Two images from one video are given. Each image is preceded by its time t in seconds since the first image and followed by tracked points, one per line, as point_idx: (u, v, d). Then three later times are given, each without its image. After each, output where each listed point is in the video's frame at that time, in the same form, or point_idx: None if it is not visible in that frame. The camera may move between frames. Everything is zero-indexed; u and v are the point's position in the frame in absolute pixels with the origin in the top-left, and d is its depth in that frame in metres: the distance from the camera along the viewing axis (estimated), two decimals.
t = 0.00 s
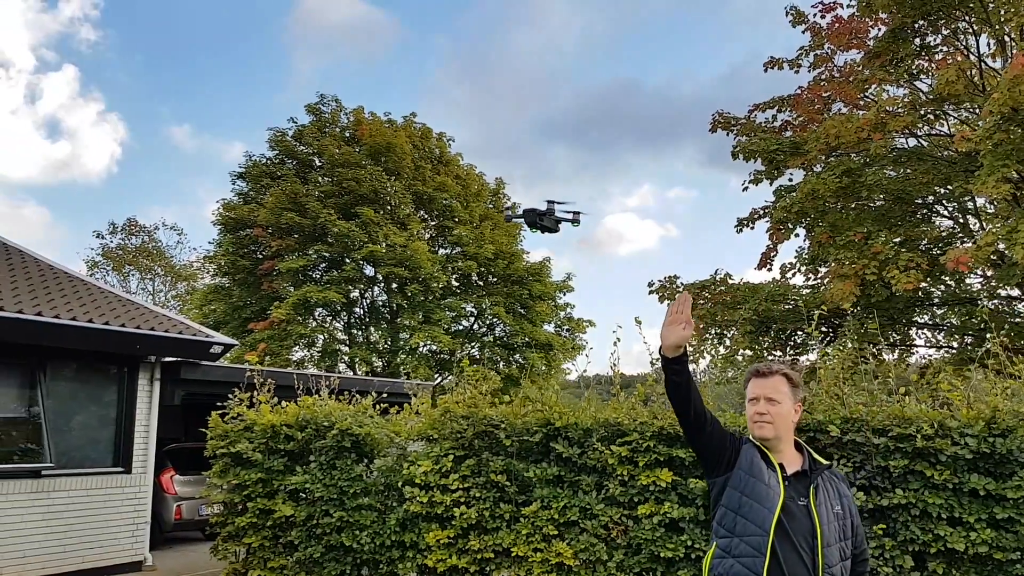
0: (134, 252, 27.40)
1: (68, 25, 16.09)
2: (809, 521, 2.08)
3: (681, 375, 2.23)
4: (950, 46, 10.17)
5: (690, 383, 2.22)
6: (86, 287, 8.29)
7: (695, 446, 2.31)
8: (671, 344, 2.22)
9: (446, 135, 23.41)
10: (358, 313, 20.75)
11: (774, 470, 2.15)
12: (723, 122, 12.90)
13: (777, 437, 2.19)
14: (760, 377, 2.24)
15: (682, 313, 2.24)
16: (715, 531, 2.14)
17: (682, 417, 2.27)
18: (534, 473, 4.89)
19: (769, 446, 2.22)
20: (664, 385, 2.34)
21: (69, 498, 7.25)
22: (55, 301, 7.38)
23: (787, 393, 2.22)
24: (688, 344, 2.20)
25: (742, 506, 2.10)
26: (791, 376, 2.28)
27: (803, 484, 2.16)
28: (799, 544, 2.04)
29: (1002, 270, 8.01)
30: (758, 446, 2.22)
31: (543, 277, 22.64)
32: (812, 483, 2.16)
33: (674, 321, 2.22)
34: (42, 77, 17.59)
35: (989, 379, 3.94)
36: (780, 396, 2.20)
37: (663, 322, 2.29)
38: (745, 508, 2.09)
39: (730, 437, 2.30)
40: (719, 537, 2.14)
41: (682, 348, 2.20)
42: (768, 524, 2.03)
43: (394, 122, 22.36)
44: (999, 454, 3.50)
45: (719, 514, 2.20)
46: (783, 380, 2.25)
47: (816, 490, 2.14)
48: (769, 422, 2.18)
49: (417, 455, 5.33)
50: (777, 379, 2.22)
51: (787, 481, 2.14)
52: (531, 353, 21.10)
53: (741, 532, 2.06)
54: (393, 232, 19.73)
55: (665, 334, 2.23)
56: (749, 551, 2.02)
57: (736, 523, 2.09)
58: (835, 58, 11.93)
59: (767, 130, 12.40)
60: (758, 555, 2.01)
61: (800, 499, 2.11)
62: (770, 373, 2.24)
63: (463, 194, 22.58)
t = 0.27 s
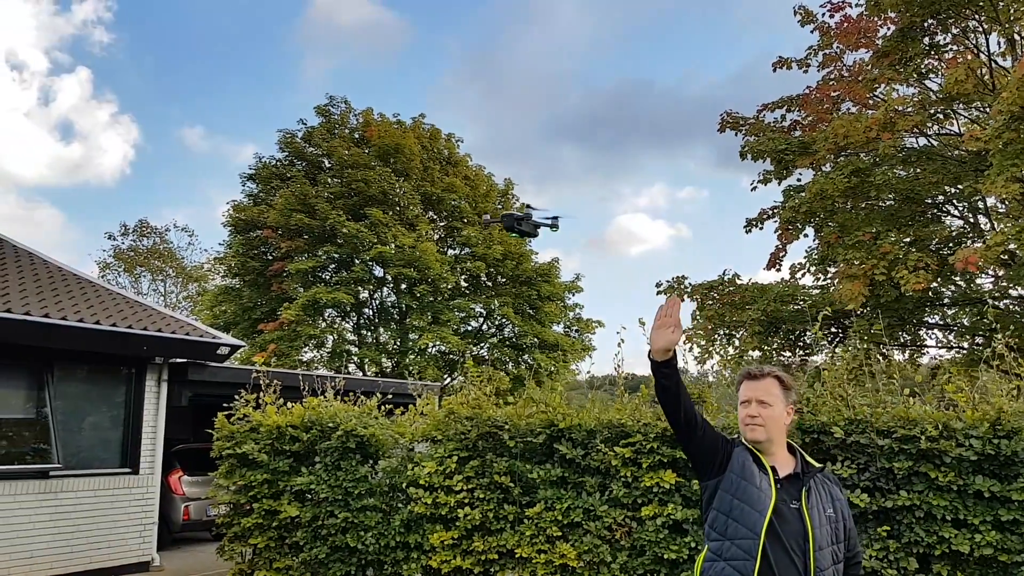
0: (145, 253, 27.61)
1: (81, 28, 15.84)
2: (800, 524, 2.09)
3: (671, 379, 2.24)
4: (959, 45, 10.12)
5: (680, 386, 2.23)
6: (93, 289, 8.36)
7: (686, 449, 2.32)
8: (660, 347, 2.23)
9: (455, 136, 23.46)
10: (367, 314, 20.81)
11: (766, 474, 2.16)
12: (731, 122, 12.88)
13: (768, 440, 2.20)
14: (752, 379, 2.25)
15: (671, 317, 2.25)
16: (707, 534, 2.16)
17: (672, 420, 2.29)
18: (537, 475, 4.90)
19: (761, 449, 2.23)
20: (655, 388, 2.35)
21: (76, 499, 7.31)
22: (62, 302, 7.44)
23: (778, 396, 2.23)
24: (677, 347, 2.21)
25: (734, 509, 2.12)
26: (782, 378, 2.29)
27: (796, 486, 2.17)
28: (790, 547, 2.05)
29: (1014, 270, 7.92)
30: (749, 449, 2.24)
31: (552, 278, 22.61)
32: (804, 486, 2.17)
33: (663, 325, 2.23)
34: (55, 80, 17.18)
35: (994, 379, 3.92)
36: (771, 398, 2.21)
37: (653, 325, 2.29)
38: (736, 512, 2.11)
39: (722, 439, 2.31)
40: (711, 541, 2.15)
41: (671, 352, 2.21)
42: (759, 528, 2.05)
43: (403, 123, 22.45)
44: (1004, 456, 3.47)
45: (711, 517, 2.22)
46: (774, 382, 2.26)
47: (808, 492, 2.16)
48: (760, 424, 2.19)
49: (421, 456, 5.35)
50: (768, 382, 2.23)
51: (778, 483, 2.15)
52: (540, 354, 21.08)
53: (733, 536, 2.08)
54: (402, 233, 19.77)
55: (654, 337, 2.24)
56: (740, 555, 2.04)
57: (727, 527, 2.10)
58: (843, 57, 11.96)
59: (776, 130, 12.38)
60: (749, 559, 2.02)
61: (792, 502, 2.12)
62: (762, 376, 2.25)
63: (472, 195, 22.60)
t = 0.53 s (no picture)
0: (159, 254, 27.87)
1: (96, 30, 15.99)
2: (793, 525, 2.10)
3: (661, 382, 2.24)
4: (971, 41, 10.03)
5: (670, 389, 2.23)
6: (102, 290, 8.44)
7: (679, 452, 2.33)
8: (649, 351, 2.22)
9: (465, 136, 23.50)
10: (378, 314, 20.89)
11: (759, 474, 2.16)
12: (742, 120, 12.90)
13: (761, 441, 2.20)
14: (744, 380, 2.24)
15: (658, 320, 2.24)
16: (700, 536, 2.17)
17: (663, 423, 2.29)
18: (543, 475, 4.90)
19: (754, 450, 2.23)
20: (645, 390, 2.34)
21: (86, 498, 7.38)
22: (71, 303, 7.51)
23: (772, 396, 2.22)
24: (665, 350, 2.21)
25: (726, 511, 2.12)
26: (775, 378, 2.28)
27: (788, 487, 2.18)
28: (783, 548, 2.05)
29: None
30: (742, 450, 2.24)
31: (563, 278, 22.58)
32: (797, 486, 2.17)
33: (650, 328, 2.22)
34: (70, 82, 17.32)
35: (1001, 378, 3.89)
36: (764, 399, 2.20)
37: (641, 327, 2.29)
38: (728, 513, 2.11)
39: (715, 440, 2.32)
40: (703, 542, 2.16)
41: (659, 355, 2.20)
42: (751, 530, 2.06)
43: (413, 123, 22.53)
44: (1011, 456, 3.44)
45: (704, 518, 2.23)
46: (767, 382, 2.25)
47: (801, 493, 2.16)
48: (753, 425, 2.19)
49: (427, 456, 5.36)
50: (761, 382, 2.22)
51: (771, 484, 2.15)
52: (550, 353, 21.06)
53: (725, 538, 2.08)
54: (412, 234, 19.81)
55: (642, 340, 2.23)
56: (733, 557, 2.05)
57: (720, 529, 2.11)
58: (854, 55, 11.83)
59: (786, 128, 12.36)
60: (742, 560, 2.03)
61: (785, 502, 2.13)
62: (755, 376, 2.24)
63: (482, 195, 22.62)
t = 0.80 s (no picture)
0: (177, 256, 28.21)
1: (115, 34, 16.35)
2: (793, 527, 2.08)
3: (659, 385, 2.24)
4: (989, 39, 9.91)
5: (668, 391, 2.23)
6: (118, 292, 8.56)
7: (679, 453, 2.32)
8: (646, 353, 2.22)
9: (480, 138, 23.56)
10: (394, 315, 20.99)
11: (759, 477, 2.15)
12: (757, 120, 12.83)
13: (762, 443, 2.19)
14: (745, 381, 2.23)
15: (656, 323, 2.23)
16: (700, 538, 2.16)
17: (663, 425, 2.29)
18: (554, 476, 4.90)
19: (755, 452, 2.22)
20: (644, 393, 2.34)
21: (102, 498, 7.49)
22: (86, 306, 7.61)
23: (772, 398, 2.21)
24: (664, 353, 2.20)
25: (726, 513, 2.12)
26: (777, 380, 2.27)
27: (789, 489, 2.17)
28: (783, 550, 2.04)
29: None
30: (742, 452, 2.22)
31: (578, 279, 22.53)
32: (798, 488, 2.16)
33: (648, 331, 2.21)
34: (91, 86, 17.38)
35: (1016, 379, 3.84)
36: (765, 401, 2.19)
37: (639, 330, 2.28)
38: (728, 515, 2.11)
39: (715, 441, 2.31)
40: (704, 545, 2.16)
41: (656, 358, 2.20)
42: (752, 532, 2.05)
43: (429, 125, 22.63)
44: None
45: (704, 520, 2.22)
46: (767, 383, 2.24)
47: (801, 495, 2.15)
48: (753, 427, 2.18)
49: (439, 457, 5.39)
50: (762, 384, 2.22)
51: (771, 487, 2.14)
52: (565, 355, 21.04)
53: (725, 541, 2.07)
54: (427, 235, 19.89)
55: (640, 343, 2.23)
56: (732, 559, 2.04)
57: (720, 531, 2.10)
58: (871, 53, 11.82)
59: (802, 128, 12.30)
60: (742, 562, 2.02)
61: (786, 505, 2.12)
62: (755, 378, 2.24)
63: (497, 196, 22.64)
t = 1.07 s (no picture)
0: (206, 258, 28.72)
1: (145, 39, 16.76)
2: (811, 525, 2.07)
3: (673, 385, 2.24)
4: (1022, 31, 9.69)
5: (682, 390, 2.23)
6: (148, 294, 8.76)
7: (696, 451, 2.33)
8: (660, 353, 2.23)
9: (503, 138, 23.61)
10: (419, 316, 21.11)
11: (776, 475, 2.14)
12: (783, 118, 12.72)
13: (779, 441, 2.19)
14: (762, 379, 2.23)
15: (670, 323, 2.24)
16: (717, 537, 2.15)
17: (678, 424, 2.30)
18: (577, 475, 4.89)
19: (772, 451, 2.21)
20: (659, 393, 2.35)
21: (132, 497, 7.67)
22: (116, 307, 7.81)
23: (789, 396, 2.21)
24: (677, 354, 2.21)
25: (743, 512, 2.11)
26: (794, 378, 2.26)
27: (807, 488, 2.15)
28: (801, 549, 2.03)
29: None
30: (759, 451, 2.22)
31: (602, 278, 22.45)
32: (816, 487, 2.14)
33: (662, 331, 2.23)
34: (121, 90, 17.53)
35: None
36: (781, 399, 2.19)
37: (653, 331, 2.29)
38: (745, 514, 2.10)
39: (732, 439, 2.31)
40: (721, 543, 2.15)
41: (671, 358, 2.21)
42: (769, 530, 2.04)
43: (453, 126, 22.74)
44: None
45: (721, 518, 2.22)
46: (784, 382, 2.24)
47: (819, 493, 2.13)
48: (769, 425, 2.18)
49: (463, 456, 5.42)
50: (778, 382, 2.21)
51: (788, 485, 2.13)
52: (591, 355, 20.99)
53: (742, 539, 2.07)
54: (451, 236, 19.98)
55: (654, 343, 2.24)
56: (750, 558, 2.03)
57: (737, 530, 2.10)
58: (898, 49, 11.65)
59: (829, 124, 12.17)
60: (759, 561, 2.01)
61: (803, 503, 2.10)
62: (772, 376, 2.23)
63: (521, 196, 22.66)
